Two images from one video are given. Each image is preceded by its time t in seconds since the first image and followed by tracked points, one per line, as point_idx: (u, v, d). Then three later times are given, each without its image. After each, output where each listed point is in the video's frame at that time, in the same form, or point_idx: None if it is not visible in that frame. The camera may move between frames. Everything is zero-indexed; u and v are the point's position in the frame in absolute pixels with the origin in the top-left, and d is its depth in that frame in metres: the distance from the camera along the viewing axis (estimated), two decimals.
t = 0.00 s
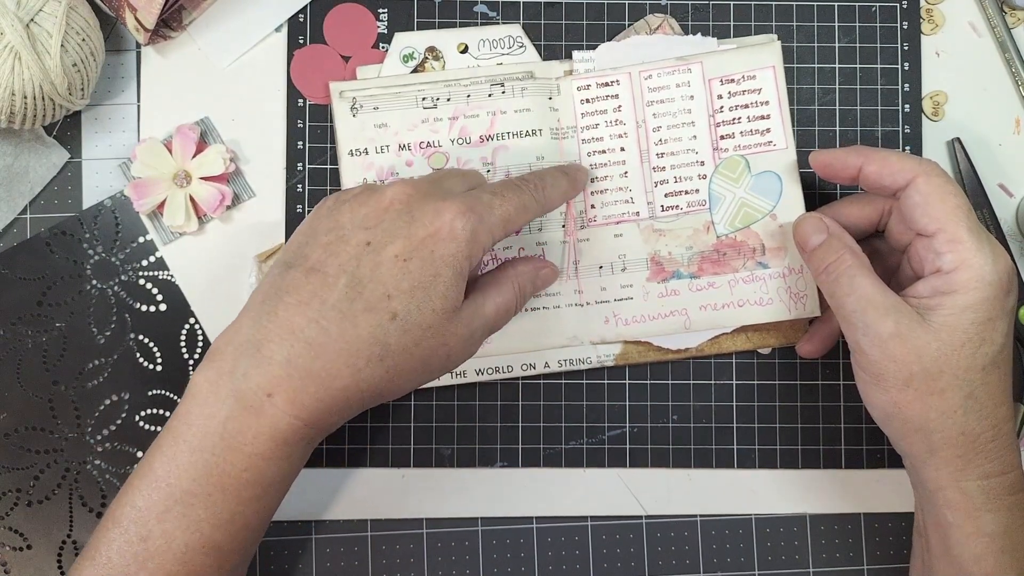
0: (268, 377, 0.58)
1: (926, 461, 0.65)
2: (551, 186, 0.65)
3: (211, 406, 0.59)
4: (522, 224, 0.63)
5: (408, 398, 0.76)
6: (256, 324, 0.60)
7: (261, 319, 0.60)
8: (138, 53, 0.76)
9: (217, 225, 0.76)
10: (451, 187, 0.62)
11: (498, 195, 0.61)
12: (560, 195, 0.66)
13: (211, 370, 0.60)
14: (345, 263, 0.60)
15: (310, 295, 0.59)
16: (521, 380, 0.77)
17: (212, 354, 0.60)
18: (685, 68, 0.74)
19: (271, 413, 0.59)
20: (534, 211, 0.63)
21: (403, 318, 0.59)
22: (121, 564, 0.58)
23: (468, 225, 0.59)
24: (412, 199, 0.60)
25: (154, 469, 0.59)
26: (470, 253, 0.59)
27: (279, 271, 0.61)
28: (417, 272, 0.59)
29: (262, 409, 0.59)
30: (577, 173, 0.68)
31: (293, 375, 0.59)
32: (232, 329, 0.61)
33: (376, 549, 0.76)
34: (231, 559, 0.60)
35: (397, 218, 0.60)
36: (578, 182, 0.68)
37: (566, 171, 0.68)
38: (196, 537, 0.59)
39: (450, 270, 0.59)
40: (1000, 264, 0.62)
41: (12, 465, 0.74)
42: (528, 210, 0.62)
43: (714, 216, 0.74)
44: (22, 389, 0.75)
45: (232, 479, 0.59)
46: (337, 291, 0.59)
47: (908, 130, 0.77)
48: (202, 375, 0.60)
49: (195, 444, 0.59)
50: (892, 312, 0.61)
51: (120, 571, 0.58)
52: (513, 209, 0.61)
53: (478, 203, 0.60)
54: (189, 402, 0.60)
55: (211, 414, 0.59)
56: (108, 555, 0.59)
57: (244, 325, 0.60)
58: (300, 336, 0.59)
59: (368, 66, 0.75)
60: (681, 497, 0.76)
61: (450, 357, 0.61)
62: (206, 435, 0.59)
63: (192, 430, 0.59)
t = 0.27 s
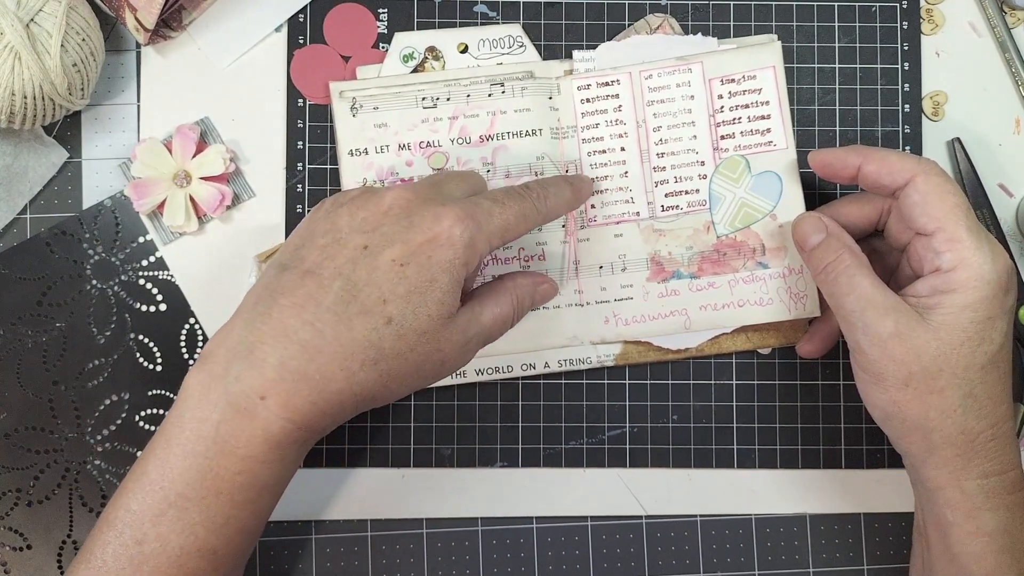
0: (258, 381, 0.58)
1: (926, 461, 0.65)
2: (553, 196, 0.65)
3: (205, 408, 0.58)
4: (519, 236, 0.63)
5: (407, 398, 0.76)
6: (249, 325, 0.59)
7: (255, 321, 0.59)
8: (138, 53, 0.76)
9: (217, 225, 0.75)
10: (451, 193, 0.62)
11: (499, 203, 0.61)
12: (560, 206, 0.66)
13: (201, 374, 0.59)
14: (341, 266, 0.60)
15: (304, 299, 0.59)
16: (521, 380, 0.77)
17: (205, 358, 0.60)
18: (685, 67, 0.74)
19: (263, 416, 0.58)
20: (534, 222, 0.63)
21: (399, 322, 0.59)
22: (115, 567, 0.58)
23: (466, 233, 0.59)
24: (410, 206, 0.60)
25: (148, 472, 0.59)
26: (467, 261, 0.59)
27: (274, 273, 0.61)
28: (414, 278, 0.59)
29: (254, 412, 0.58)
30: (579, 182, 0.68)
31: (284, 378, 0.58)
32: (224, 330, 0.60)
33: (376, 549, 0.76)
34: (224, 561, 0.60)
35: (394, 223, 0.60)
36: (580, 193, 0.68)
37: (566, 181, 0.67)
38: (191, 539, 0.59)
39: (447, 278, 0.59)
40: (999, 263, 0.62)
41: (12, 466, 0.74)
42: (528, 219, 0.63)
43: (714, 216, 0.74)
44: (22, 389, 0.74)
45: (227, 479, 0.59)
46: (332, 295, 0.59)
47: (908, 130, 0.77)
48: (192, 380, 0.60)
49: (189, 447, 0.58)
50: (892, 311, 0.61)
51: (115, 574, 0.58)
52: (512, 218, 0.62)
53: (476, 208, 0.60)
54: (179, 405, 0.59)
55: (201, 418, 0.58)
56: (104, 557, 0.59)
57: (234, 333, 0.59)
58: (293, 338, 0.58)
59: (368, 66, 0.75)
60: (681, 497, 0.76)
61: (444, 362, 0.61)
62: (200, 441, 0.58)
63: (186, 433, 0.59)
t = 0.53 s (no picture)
0: (261, 380, 0.58)
1: (926, 461, 0.65)
2: (553, 199, 0.65)
3: (206, 408, 0.58)
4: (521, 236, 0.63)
5: (407, 398, 0.76)
6: (251, 324, 0.59)
7: (255, 321, 0.59)
8: (138, 53, 0.76)
9: (217, 225, 0.76)
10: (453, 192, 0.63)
11: (499, 203, 0.62)
12: (561, 208, 0.66)
13: (203, 373, 0.59)
14: (343, 266, 0.60)
15: (306, 299, 0.59)
16: (521, 380, 0.77)
17: (206, 357, 0.60)
18: (685, 68, 0.74)
19: (265, 415, 0.58)
20: (535, 224, 0.64)
21: (400, 321, 0.59)
22: (116, 566, 0.58)
23: (467, 231, 0.59)
24: (412, 205, 0.60)
25: (149, 471, 0.59)
26: (467, 260, 0.59)
27: (276, 272, 0.61)
28: (415, 277, 0.59)
29: (255, 411, 0.58)
30: (580, 186, 0.68)
31: (287, 377, 0.58)
32: (225, 330, 0.60)
33: (376, 549, 0.76)
34: (226, 560, 0.60)
35: (396, 222, 0.60)
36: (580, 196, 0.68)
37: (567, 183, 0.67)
38: (192, 538, 0.59)
39: (448, 277, 0.59)
40: (999, 263, 0.62)
41: (12, 465, 0.74)
42: (529, 220, 0.63)
43: (714, 216, 0.74)
44: (22, 389, 0.75)
45: (226, 479, 0.59)
46: (333, 294, 0.59)
47: (908, 130, 0.77)
48: (193, 378, 0.60)
49: (190, 447, 0.58)
50: (892, 311, 0.61)
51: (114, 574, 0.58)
52: (514, 219, 0.62)
53: (477, 208, 0.60)
54: (181, 404, 0.59)
55: (204, 417, 0.58)
56: (105, 557, 0.59)
57: (240, 329, 0.59)
58: (296, 336, 0.58)
59: (368, 66, 0.75)
60: (681, 497, 0.76)
61: (445, 361, 0.61)
62: (204, 439, 0.58)
63: (189, 433, 0.59)
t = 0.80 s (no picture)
0: (260, 380, 0.58)
1: (926, 460, 0.65)
2: (553, 200, 0.65)
3: (206, 408, 0.58)
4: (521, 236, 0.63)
5: (407, 398, 0.76)
6: (250, 324, 0.59)
7: (254, 320, 0.59)
8: (138, 53, 0.76)
9: (217, 225, 0.76)
10: (453, 193, 0.63)
11: (499, 204, 0.62)
12: (561, 208, 0.66)
13: (203, 373, 0.59)
14: (342, 265, 0.60)
15: (306, 300, 0.59)
16: (521, 380, 0.77)
17: (204, 357, 0.60)
18: (685, 68, 0.74)
19: (264, 415, 0.58)
20: (534, 225, 0.63)
21: (399, 321, 0.59)
22: (116, 566, 0.58)
23: (466, 231, 0.59)
24: (412, 205, 0.60)
25: (149, 470, 0.59)
26: (467, 260, 0.59)
27: (275, 271, 0.61)
28: (415, 277, 0.59)
29: (255, 411, 0.58)
30: (580, 187, 0.68)
31: (286, 376, 0.58)
32: (224, 330, 0.60)
33: (376, 549, 0.76)
34: (225, 560, 0.60)
35: (396, 222, 0.60)
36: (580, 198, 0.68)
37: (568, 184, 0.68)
38: (192, 538, 0.59)
39: (448, 277, 0.59)
40: (999, 263, 0.62)
41: (12, 466, 0.74)
42: (529, 222, 0.63)
43: (714, 216, 0.74)
44: (22, 389, 0.75)
45: (226, 478, 0.59)
46: (333, 293, 0.59)
47: (908, 130, 0.77)
48: (192, 378, 0.60)
49: (190, 447, 0.58)
50: (891, 311, 0.61)
51: (114, 574, 0.58)
52: (514, 220, 0.62)
53: (477, 208, 0.60)
54: (180, 404, 0.59)
55: (204, 416, 0.58)
56: (105, 556, 0.59)
57: (239, 330, 0.59)
58: (296, 336, 0.59)
59: (368, 66, 0.75)
60: (681, 497, 0.76)
61: (444, 361, 0.61)
62: (204, 438, 0.58)
63: (188, 432, 0.59)
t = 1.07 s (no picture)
0: (260, 379, 0.58)
1: (926, 460, 0.65)
2: (553, 207, 0.65)
3: (205, 408, 0.58)
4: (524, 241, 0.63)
5: (407, 398, 0.76)
6: (250, 324, 0.59)
7: (254, 321, 0.59)
8: (138, 53, 0.76)
9: (217, 225, 0.76)
10: (453, 193, 0.63)
11: (501, 206, 0.62)
12: (562, 216, 0.66)
13: (202, 373, 0.59)
14: (342, 265, 0.60)
15: (306, 300, 0.59)
16: (521, 380, 0.77)
17: (204, 357, 0.60)
18: (685, 68, 0.74)
19: (264, 414, 0.58)
20: (534, 231, 0.63)
21: (400, 321, 0.59)
22: (116, 566, 0.58)
23: (466, 230, 0.59)
24: (412, 205, 0.60)
25: (149, 470, 0.59)
26: (467, 260, 0.59)
27: (275, 271, 0.61)
28: (415, 277, 0.59)
29: (254, 411, 0.58)
30: (580, 193, 0.69)
31: (286, 376, 0.58)
32: (224, 329, 0.60)
33: (376, 549, 0.76)
34: (225, 560, 0.60)
35: (396, 222, 0.60)
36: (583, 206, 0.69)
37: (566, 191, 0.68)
38: (191, 538, 0.59)
39: (448, 277, 0.59)
40: (999, 263, 0.62)
41: (12, 466, 0.74)
42: (530, 228, 0.63)
43: (714, 216, 0.74)
44: (22, 389, 0.75)
45: (226, 478, 0.59)
46: (333, 293, 0.59)
47: (908, 130, 0.77)
48: (192, 377, 0.60)
49: (189, 447, 0.58)
50: (892, 311, 0.61)
51: (113, 573, 0.58)
52: (515, 223, 0.62)
53: (477, 208, 0.60)
54: (179, 403, 0.59)
55: (203, 416, 0.58)
56: (104, 556, 0.59)
57: (239, 330, 0.59)
58: (296, 336, 0.59)
59: (368, 65, 0.75)
60: (681, 497, 0.76)
61: (444, 358, 0.61)
62: (204, 438, 0.58)
63: (188, 432, 0.59)
